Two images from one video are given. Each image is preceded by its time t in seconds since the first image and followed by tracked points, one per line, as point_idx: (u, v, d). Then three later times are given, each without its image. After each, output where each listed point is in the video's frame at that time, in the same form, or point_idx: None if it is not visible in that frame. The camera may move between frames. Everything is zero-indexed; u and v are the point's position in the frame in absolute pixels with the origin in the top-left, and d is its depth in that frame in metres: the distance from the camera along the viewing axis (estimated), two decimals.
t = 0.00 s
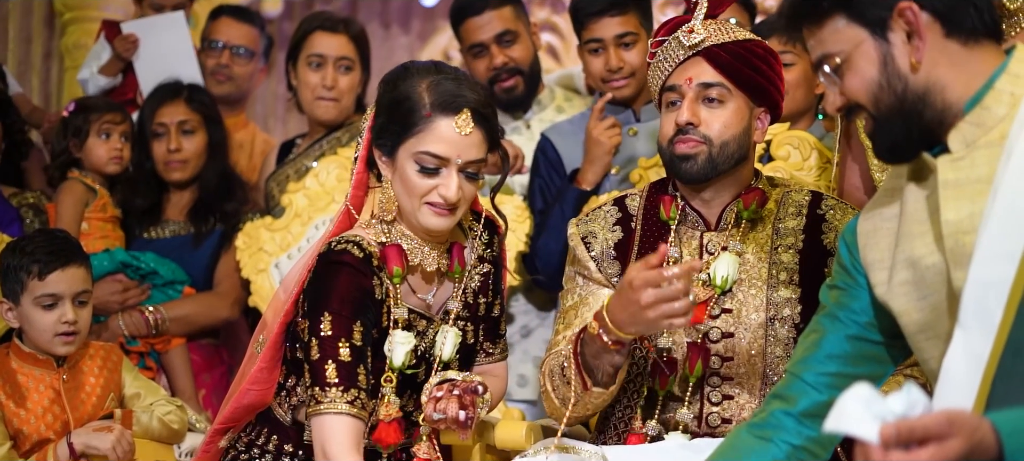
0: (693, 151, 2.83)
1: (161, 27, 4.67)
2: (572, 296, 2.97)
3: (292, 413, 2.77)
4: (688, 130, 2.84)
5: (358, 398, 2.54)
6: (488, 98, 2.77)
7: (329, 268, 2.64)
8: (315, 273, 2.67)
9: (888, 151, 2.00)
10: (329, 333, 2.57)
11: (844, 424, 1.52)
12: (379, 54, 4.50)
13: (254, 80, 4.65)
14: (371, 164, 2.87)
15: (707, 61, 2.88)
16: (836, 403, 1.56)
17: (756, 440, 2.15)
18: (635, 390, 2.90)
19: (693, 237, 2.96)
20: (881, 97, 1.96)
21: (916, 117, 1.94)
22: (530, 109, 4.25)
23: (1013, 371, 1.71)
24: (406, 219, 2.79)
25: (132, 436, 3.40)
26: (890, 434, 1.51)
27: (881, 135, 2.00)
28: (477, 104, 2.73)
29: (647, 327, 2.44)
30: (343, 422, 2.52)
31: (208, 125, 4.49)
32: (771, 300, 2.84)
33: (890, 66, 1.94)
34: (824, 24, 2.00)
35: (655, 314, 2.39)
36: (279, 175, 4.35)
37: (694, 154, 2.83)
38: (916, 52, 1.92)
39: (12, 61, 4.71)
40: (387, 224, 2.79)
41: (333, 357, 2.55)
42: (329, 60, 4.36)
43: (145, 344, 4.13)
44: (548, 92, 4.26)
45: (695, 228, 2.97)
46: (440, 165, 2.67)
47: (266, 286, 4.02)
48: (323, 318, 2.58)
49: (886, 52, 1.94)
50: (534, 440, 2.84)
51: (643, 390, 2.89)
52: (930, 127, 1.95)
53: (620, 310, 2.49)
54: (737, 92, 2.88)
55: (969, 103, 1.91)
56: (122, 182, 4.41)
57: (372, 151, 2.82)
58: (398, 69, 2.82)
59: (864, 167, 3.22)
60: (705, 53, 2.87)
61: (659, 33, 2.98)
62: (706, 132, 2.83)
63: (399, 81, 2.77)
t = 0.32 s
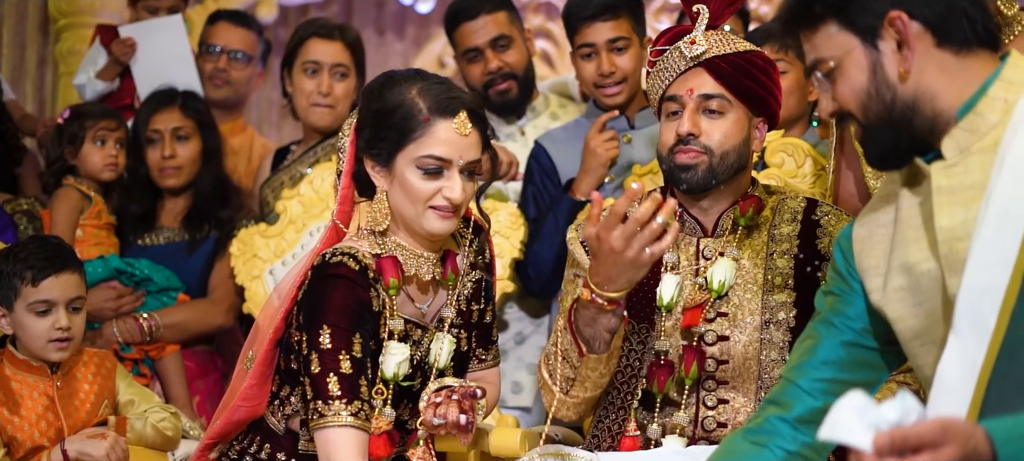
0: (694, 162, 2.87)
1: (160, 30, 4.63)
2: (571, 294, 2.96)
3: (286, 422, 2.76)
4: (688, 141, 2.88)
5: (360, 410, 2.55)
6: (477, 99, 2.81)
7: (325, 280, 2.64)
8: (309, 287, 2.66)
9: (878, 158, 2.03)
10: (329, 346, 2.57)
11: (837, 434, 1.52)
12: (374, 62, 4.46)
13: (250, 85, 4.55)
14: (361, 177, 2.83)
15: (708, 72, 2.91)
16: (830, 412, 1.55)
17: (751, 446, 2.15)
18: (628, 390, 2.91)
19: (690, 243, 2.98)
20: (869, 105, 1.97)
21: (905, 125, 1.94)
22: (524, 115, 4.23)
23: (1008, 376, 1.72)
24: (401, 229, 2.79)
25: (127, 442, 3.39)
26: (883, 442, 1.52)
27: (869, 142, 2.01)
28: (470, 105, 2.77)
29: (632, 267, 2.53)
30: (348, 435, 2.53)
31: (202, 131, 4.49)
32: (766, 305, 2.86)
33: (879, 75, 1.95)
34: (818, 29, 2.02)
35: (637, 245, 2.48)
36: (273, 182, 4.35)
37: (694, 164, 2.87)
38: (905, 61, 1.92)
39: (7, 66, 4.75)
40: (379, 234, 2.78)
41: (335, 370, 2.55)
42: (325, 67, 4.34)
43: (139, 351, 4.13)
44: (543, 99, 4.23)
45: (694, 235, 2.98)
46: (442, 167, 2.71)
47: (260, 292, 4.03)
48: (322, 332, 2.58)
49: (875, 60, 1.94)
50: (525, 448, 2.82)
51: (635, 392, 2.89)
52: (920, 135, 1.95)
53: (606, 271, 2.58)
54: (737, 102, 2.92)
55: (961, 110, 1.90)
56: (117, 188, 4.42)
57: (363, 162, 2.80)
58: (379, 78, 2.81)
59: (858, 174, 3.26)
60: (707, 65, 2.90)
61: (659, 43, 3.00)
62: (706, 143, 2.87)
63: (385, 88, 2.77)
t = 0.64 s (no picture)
0: (691, 169, 2.89)
1: (157, 38, 4.64)
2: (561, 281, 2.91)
3: (279, 428, 2.78)
4: (686, 147, 2.89)
5: (361, 416, 2.57)
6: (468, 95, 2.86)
7: (321, 288, 2.65)
8: (304, 295, 2.67)
9: (867, 155, 2.04)
10: (327, 354, 2.58)
11: (829, 440, 1.55)
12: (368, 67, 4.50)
13: (249, 89, 4.64)
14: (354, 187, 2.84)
15: (707, 80, 2.92)
16: (821, 421, 1.58)
17: (745, 448, 2.13)
18: (621, 390, 2.91)
19: (686, 248, 3.00)
20: (858, 104, 1.97)
21: (894, 126, 1.94)
22: (517, 121, 4.25)
23: (998, 381, 1.74)
24: (399, 234, 2.81)
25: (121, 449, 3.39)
26: (872, 451, 1.54)
27: (859, 141, 2.03)
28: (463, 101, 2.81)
29: (608, 219, 2.53)
30: (350, 443, 2.54)
31: (196, 136, 4.48)
32: (760, 309, 2.87)
33: (870, 74, 1.94)
34: (818, 21, 2.00)
35: (609, 192, 2.48)
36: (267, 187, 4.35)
37: (692, 171, 2.89)
38: (897, 65, 1.91)
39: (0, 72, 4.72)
40: (375, 242, 2.79)
41: (333, 377, 2.57)
42: (319, 72, 4.36)
43: (133, 356, 4.11)
44: (536, 105, 4.26)
45: (688, 240, 3.00)
46: (444, 163, 2.74)
47: (253, 298, 4.01)
48: (319, 340, 2.59)
49: (869, 59, 1.94)
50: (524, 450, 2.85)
51: (628, 393, 2.90)
52: (908, 135, 1.94)
53: (586, 234, 2.59)
54: (735, 111, 2.93)
55: (954, 113, 1.88)
56: (111, 194, 4.40)
57: (359, 168, 2.82)
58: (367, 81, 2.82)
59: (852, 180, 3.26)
60: (706, 73, 2.92)
61: (659, 50, 3.01)
62: (705, 149, 2.89)
63: (372, 93, 2.77)
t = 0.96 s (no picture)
0: (686, 174, 2.90)
1: (149, 45, 4.63)
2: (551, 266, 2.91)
3: (273, 435, 2.78)
4: (681, 153, 2.91)
5: (361, 422, 2.57)
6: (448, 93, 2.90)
7: (317, 295, 2.65)
8: (300, 302, 2.68)
9: (858, 146, 2.04)
10: (324, 359, 2.58)
11: (814, 450, 1.62)
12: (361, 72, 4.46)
13: (244, 94, 4.55)
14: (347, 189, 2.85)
15: (702, 87, 2.94)
16: (806, 431, 1.64)
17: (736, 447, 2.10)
18: (610, 391, 2.90)
19: (679, 254, 3.02)
20: (853, 95, 1.98)
21: (888, 123, 1.95)
22: (508, 126, 4.23)
23: (987, 383, 1.72)
24: (399, 237, 2.81)
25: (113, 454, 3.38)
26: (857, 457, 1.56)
27: (850, 133, 2.03)
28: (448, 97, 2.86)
29: (585, 189, 2.59)
30: (350, 449, 2.54)
31: (189, 142, 4.50)
32: (752, 314, 2.88)
33: (869, 67, 1.95)
34: (825, 9, 2.00)
35: (584, 161, 2.56)
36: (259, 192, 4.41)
37: (687, 177, 2.90)
38: (897, 60, 1.91)
39: None
40: (370, 248, 2.79)
41: (332, 383, 2.57)
42: (312, 77, 4.40)
43: (125, 361, 4.11)
44: (528, 111, 4.25)
45: (681, 246, 3.02)
46: (440, 158, 2.77)
47: (246, 304, 4.01)
48: (317, 345, 2.59)
49: (868, 52, 1.94)
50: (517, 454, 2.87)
51: (618, 393, 2.89)
52: (901, 130, 1.95)
53: (565, 211, 2.62)
54: (730, 118, 2.95)
55: (947, 114, 1.90)
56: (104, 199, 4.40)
57: (353, 173, 2.82)
58: (348, 89, 2.83)
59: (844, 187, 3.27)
60: (702, 79, 2.93)
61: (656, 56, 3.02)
62: (700, 155, 2.91)
63: (357, 99, 2.78)
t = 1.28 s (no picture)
0: (680, 182, 2.92)
1: (142, 53, 4.62)
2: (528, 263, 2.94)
3: (267, 441, 2.83)
4: (676, 159, 2.93)
5: (356, 429, 2.57)
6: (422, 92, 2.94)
7: (311, 302, 2.66)
8: (293, 310, 2.68)
9: (853, 140, 2.07)
10: (318, 366, 2.59)
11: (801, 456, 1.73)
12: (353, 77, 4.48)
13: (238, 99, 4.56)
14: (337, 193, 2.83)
15: (696, 93, 2.95)
16: (797, 437, 1.75)
17: (734, 442, 2.13)
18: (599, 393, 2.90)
19: (670, 259, 3.03)
20: (855, 85, 2.02)
21: (886, 116, 2.00)
22: (500, 132, 4.23)
23: (976, 381, 1.77)
24: (393, 241, 2.83)
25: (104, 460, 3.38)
26: None
27: (847, 125, 2.07)
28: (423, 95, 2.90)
29: (562, 170, 2.70)
30: (346, 455, 2.54)
31: (181, 147, 4.48)
32: (743, 318, 2.89)
33: (873, 59, 1.98)
34: None
35: (561, 141, 2.69)
36: (250, 197, 4.44)
37: (680, 184, 2.92)
38: (900, 54, 1.96)
39: None
40: (364, 253, 2.80)
41: (327, 390, 2.57)
42: (303, 82, 4.41)
43: (116, 367, 4.10)
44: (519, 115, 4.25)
45: (673, 251, 3.03)
46: (427, 154, 2.81)
47: (237, 309, 4.01)
48: (311, 353, 2.60)
49: (872, 44, 1.98)
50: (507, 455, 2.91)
51: (607, 396, 2.89)
52: (899, 125, 2.00)
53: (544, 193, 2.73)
54: (724, 125, 2.97)
55: (944, 113, 1.94)
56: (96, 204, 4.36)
57: (342, 179, 2.82)
58: (324, 103, 2.86)
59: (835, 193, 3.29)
60: (696, 86, 2.95)
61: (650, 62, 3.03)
62: (694, 161, 2.92)
63: (337, 108, 2.81)
